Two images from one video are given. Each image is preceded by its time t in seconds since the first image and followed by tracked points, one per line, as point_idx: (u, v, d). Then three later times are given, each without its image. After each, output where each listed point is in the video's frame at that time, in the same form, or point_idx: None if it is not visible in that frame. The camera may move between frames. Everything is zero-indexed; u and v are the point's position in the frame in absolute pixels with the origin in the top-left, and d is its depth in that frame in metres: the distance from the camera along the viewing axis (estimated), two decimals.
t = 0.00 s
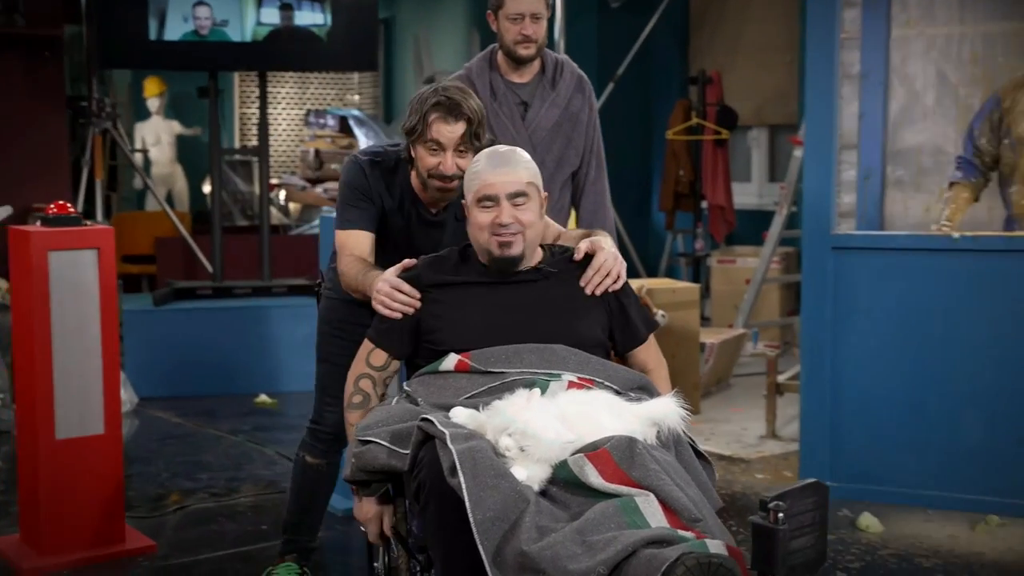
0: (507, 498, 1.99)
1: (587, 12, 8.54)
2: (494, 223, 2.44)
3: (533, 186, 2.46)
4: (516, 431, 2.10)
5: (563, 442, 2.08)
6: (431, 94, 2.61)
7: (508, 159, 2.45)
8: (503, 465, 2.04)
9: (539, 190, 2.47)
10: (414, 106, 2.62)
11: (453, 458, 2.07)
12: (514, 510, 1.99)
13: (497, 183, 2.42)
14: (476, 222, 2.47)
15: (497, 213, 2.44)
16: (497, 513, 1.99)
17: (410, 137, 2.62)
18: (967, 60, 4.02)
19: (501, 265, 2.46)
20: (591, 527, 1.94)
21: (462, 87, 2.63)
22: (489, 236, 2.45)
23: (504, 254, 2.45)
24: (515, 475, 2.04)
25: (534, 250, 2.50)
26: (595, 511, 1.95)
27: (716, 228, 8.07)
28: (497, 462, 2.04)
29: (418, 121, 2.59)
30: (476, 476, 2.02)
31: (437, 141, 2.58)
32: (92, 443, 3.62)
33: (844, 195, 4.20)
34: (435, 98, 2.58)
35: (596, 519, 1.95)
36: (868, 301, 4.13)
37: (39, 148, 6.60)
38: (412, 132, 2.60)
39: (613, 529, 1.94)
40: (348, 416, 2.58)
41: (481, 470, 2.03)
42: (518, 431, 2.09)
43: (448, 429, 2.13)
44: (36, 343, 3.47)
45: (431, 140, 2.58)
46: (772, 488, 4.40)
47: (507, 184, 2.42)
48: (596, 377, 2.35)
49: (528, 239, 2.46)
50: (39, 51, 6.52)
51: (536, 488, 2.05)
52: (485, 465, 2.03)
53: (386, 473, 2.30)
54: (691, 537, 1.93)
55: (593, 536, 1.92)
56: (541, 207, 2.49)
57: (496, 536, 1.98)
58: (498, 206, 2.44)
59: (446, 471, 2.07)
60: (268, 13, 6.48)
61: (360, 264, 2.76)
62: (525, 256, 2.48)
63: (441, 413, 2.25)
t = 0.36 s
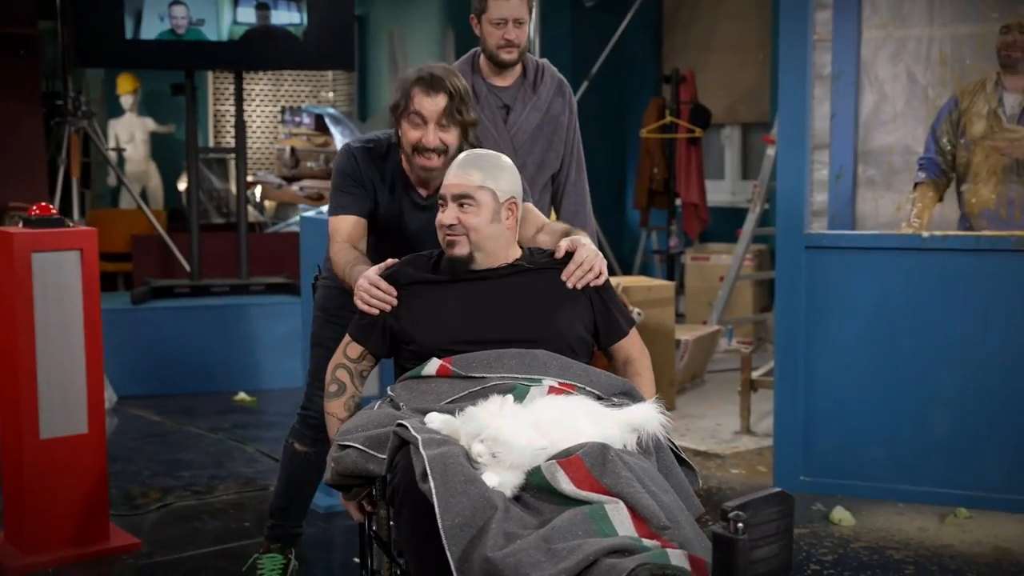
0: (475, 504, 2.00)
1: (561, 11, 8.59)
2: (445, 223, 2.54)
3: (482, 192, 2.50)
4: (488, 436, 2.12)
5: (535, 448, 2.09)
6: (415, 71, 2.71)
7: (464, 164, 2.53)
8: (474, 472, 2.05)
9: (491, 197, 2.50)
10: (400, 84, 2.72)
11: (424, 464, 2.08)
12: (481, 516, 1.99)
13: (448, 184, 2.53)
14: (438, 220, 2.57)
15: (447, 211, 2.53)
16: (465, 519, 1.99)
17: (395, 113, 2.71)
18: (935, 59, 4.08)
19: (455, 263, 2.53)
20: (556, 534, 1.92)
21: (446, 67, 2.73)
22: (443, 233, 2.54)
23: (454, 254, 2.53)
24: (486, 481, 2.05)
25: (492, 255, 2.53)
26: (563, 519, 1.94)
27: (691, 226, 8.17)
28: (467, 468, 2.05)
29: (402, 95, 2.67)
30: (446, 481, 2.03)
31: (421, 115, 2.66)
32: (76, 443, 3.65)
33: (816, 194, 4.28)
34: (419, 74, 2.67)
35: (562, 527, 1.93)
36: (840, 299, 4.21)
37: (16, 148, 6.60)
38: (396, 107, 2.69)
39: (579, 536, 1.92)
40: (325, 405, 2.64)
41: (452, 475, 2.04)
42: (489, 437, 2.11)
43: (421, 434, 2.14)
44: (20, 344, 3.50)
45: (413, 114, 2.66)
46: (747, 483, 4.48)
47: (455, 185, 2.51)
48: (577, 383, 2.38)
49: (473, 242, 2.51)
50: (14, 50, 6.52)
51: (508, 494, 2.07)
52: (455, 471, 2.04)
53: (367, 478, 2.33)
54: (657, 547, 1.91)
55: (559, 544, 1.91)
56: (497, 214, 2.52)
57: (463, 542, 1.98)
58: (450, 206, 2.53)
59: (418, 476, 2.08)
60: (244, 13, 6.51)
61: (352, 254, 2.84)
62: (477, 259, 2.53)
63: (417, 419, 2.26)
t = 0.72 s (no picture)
0: (466, 484, 2.09)
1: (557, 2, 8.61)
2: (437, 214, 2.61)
3: (470, 183, 2.56)
4: (479, 419, 2.20)
5: (525, 431, 2.17)
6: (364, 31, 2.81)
7: (453, 157, 2.60)
8: (466, 454, 2.13)
9: (479, 189, 2.56)
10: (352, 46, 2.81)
11: (418, 446, 2.15)
12: (472, 495, 2.08)
13: (437, 176, 2.59)
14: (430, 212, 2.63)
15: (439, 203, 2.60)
16: (456, 498, 2.08)
17: (353, 74, 2.80)
18: (927, 53, 4.12)
19: (448, 253, 2.61)
20: (542, 513, 2.03)
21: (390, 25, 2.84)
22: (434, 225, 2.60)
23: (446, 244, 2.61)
24: (477, 462, 2.14)
25: (483, 244, 2.61)
26: (548, 499, 2.04)
27: (686, 216, 8.20)
28: (459, 450, 2.12)
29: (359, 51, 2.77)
30: (439, 463, 2.10)
31: (380, 67, 2.75)
32: (80, 433, 3.69)
33: (810, 186, 4.34)
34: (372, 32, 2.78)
35: (548, 506, 2.03)
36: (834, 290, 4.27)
37: (16, 140, 6.64)
38: (354, 64, 2.78)
39: (564, 515, 2.02)
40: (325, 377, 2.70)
41: (443, 457, 2.11)
42: (480, 421, 2.19)
43: (416, 417, 2.21)
44: (25, 336, 3.54)
45: (372, 69, 2.76)
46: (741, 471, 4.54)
47: (445, 180, 2.57)
48: (568, 368, 2.45)
49: (463, 232, 2.58)
50: (13, 42, 6.56)
51: (498, 475, 2.15)
52: (448, 453, 2.11)
53: (366, 460, 2.35)
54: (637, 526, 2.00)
55: (545, 522, 2.01)
56: (485, 204, 2.58)
57: (454, 521, 2.07)
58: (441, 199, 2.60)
59: (412, 458, 2.14)
60: (242, 4, 6.55)
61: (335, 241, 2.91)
62: (469, 248, 2.61)
63: (413, 404, 2.32)
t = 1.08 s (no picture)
0: (477, 449, 2.15)
1: None
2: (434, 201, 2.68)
3: (466, 171, 2.63)
4: (487, 389, 2.27)
5: (528, 400, 2.24)
6: (324, 44, 2.81)
7: (449, 145, 2.67)
8: (475, 420, 2.20)
9: (475, 177, 2.64)
10: (313, 58, 2.80)
11: (431, 413, 2.23)
12: (483, 460, 2.14)
13: (433, 165, 2.66)
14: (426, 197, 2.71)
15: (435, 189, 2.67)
16: (468, 463, 2.13)
17: (314, 87, 2.83)
18: (924, 42, 4.17)
19: (445, 238, 2.68)
20: (549, 473, 2.08)
21: (347, 33, 2.85)
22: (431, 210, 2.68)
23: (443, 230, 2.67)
24: (486, 429, 2.21)
25: (478, 230, 2.68)
26: (553, 461, 2.10)
27: (685, 203, 8.20)
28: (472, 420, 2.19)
29: (320, 66, 2.79)
30: (451, 429, 2.18)
31: (343, 87, 2.80)
32: (85, 419, 3.73)
33: (807, 174, 4.37)
34: (332, 44, 2.78)
35: (554, 468, 2.09)
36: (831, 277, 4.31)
37: (18, 129, 6.67)
38: (315, 79, 2.81)
39: (570, 475, 2.07)
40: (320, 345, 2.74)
41: (455, 424, 2.18)
42: (488, 391, 2.27)
43: (428, 389, 2.29)
44: (31, 324, 3.58)
45: (337, 86, 2.79)
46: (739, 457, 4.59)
47: (443, 166, 2.64)
48: (562, 343, 2.52)
49: (459, 219, 2.65)
50: (15, 30, 6.60)
51: (504, 442, 2.22)
52: (459, 420, 2.19)
53: (374, 430, 2.42)
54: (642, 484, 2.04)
55: (554, 482, 2.07)
56: (481, 191, 2.65)
57: (468, 484, 2.11)
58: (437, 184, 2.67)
59: (424, 425, 2.22)
60: None
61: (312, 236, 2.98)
62: (465, 233, 2.68)
63: (421, 375, 2.43)
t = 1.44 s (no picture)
0: (483, 424, 2.18)
1: None
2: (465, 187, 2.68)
3: (492, 157, 2.71)
4: (490, 367, 2.29)
5: (528, 377, 2.26)
6: (328, 45, 2.86)
7: (470, 133, 2.71)
8: (480, 395, 2.24)
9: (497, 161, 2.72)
10: (316, 60, 2.86)
11: (438, 389, 2.27)
12: (490, 433, 2.16)
13: (463, 152, 2.68)
14: (446, 188, 2.70)
15: (465, 176, 2.69)
16: (475, 435, 2.17)
17: (317, 89, 2.88)
18: (925, 34, 4.18)
19: (473, 226, 2.71)
20: (551, 442, 2.10)
21: (347, 35, 2.91)
22: (462, 200, 2.68)
23: (475, 218, 2.69)
24: (490, 404, 2.23)
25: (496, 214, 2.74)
26: (555, 433, 2.11)
27: (686, 195, 8.23)
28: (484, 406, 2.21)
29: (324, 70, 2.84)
30: (459, 405, 2.22)
31: (348, 91, 2.86)
32: (91, 408, 3.76)
33: (808, 165, 4.39)
34: (337, 48, 2.84)
35: (555, 438, 2.10)
36: (832, 268, 4.33)
37: (22, 121, 6.69)
38: (319, 83, 2.86)
39: (571, 445, 2.08)
40: (331, 329, 2.80)
41: (462, 400, 2.22)
42: (491, 368, 2.29)
43: (434, 365, 2.34)
44: (37, 315, 3.60)
45: (342, 89, 2.85)
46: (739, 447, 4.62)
47: (471, 153, 2.68)
48: (557, 324, 2.57)
49: (491, 202, 2.70)
50: (18, 22, 6.62)
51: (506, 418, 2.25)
52: (466, 396, 2.22)
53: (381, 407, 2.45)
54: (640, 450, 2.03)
55: (557, 449, 2.08)
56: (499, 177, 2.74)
57: (476, 455, 2.15)
58: (464, 171, 2.69)
59: (432, 400, 2.26)
60: None
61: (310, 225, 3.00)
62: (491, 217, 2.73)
63: (427, 353, 2.45)
